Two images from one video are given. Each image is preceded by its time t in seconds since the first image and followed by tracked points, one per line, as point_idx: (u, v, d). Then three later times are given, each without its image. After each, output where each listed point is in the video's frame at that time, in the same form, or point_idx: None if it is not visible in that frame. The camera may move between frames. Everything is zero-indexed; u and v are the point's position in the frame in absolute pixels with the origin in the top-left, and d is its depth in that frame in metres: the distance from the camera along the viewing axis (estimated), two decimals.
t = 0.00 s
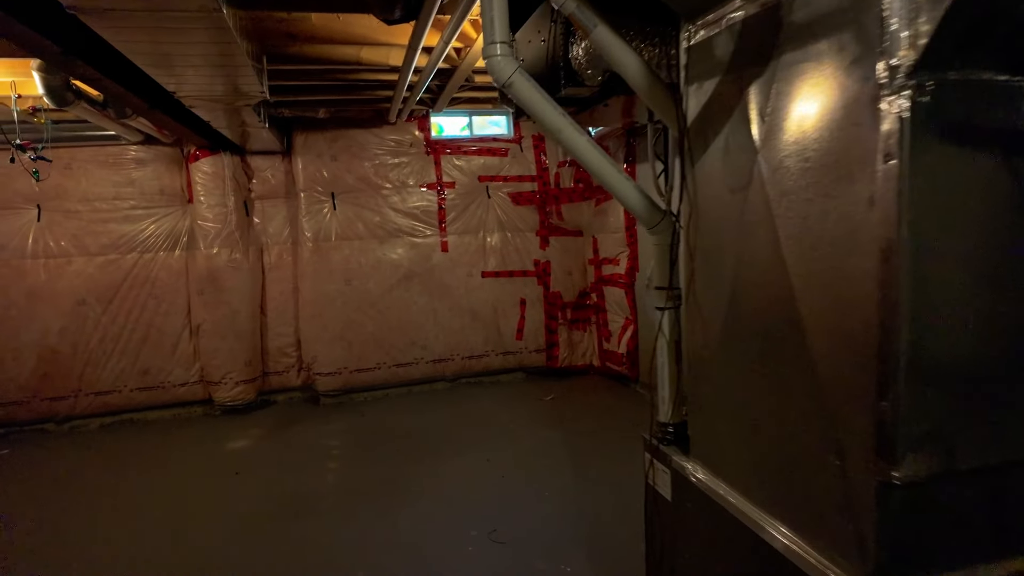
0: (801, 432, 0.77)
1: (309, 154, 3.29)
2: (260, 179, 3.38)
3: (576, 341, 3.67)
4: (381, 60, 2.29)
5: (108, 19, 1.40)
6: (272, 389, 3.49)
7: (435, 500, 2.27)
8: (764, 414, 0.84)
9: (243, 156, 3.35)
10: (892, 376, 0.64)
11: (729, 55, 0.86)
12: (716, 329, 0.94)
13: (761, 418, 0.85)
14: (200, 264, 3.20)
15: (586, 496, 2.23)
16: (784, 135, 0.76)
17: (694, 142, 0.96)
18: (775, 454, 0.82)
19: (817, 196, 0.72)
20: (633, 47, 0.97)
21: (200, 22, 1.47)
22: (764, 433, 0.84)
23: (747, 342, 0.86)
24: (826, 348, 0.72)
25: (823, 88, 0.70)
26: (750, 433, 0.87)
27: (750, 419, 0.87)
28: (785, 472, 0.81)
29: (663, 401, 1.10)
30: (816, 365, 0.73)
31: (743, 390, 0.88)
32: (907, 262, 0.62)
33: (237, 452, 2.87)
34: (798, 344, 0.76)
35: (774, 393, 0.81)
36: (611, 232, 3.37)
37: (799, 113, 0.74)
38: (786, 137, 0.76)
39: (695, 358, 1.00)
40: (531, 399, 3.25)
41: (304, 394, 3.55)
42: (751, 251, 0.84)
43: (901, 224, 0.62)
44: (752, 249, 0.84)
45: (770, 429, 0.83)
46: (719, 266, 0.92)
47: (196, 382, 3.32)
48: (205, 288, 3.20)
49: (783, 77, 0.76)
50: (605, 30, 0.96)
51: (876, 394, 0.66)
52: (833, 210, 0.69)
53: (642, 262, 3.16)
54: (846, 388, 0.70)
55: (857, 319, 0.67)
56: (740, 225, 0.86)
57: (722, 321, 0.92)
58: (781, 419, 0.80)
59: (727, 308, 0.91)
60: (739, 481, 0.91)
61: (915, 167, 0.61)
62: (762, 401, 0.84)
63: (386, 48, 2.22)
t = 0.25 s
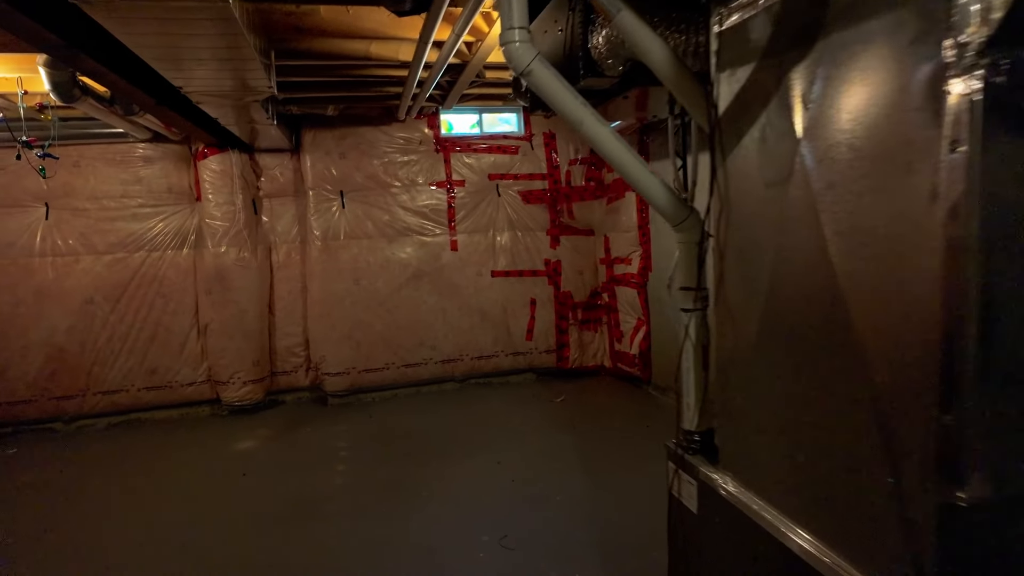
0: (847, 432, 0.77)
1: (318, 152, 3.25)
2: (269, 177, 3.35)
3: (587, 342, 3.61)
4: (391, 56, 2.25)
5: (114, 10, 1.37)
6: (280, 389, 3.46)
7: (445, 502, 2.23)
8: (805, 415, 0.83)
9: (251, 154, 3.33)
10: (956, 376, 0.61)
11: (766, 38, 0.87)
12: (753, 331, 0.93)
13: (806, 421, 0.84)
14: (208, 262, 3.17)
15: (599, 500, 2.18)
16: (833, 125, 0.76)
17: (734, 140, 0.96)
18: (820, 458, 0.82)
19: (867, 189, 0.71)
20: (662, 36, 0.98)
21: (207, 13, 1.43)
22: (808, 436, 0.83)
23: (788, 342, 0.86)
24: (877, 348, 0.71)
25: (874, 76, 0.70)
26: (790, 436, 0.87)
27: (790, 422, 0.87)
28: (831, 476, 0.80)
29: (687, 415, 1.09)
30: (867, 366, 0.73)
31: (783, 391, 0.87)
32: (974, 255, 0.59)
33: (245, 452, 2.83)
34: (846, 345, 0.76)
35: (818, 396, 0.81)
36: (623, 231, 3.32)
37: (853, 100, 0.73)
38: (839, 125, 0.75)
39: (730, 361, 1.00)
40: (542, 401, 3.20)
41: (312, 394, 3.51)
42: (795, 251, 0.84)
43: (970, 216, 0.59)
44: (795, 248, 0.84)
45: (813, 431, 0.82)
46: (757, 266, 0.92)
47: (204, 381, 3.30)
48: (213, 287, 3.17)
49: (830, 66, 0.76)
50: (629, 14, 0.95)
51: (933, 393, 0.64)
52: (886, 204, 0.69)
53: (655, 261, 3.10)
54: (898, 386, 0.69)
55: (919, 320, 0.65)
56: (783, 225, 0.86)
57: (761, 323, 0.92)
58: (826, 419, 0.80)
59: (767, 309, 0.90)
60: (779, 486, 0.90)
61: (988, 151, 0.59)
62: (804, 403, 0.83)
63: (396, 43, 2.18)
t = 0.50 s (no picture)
0: (891, 441, 0.74)
1: (323, 150, 3.21)
2: (274, 175, 3.32)
3: (594, 342, 3.57)
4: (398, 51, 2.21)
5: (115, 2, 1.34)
6: (285, 389, 3.43)
7: (452, 506, 2.19)
8: (842, 424, 0.81)
9: (256, 152, 3.29)
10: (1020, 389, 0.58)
11: (803, 24, 0.84)
12: (785, 336, 0.91)
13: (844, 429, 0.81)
14: (212, 261, 3.14)
15: (609, 504, 2.13)
16: (883, 114, 0.73)
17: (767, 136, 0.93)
18: (859, 467, 0.79)
19: (920, 183, 0.68)
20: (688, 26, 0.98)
21: (211, 5, 1.39)
22: (845, 444, 0.81)
23: (824, 347, 0.83)
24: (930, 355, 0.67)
25: (935, 59, 0.66)
26: (825, 445, 0.84)
27: (826, 430, 0.84)
28: (871, 485, 0.77)
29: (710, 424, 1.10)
30: (915, 373, 0.70)
31: (818, 397, 0.85)
32: None
33: (248, 454, 2.80)
34: (890, 350, 0.73)
35: (857, 403, 0.78)
36: (632, 230, 3.27)
37: (909, 87, 0.69)
38: (891, 113, 0.71)
39: (758, 366, 0.97)
40: (549, 402, 3.15)
41: (316, 395, 3.48)
42: (833, 252, 0.81)
43: None
44: (833, 249, 0.81)
45: (851, 439, 0.80)
46: (789, 268, 0.89)
47: (208, 381, 3.27)
48: (217, 286, 3.14)
49: (879, 51, 0.72)
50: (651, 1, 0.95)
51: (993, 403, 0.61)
52: (942, 201, 0.66)
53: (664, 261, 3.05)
54: (951, 394, 0.66)
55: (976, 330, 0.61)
56: (820, 225, 0.83)
57: (794, 326, 0.89)
58: (867, 427, 0.77)
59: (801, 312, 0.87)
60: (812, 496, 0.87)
61: None
62: (842, 411, 0.81)
63: (403, 37, 2.14)
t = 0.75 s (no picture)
0: (943, 453, 0.70)
1: (326, 147, 3.17)
2: (276, 173, 3.28)
3: (600, 343, 3.51)
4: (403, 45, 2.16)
5: None
6: (287, 390, 3.38)
7: (457, 510, 2.14)
8: (888, 434, 0.78)
9: (258, 149, 3.25)
10: None
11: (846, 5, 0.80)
12: (819, 338, 0.88)
13: (886, 434, 0.78)
14: (213, 260, 3.10)
15: (617, 510, 2.08)
16: (932, 101, 0.69)
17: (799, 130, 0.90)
18: (902, 475, 0.76)
19: (984, 175, 0.64)
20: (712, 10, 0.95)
21: None
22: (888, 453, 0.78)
23: (864, 349, 0.80)
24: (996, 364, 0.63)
25: (991, 40, 0.62)
26: (863, 451, 0.82)
27: (865, 435, 0.81)
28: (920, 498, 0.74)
29: (736, 433, 1.09)
30: (967, 377, 0.67)
31: (856, 402, 0.82)
32: None
33: (249, 455, 2.76)
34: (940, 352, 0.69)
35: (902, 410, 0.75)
36: (639, 230, 3.21)
37: (975, 71, 0.64)
38: (954, 99, 0.66)
39: (789, 369, 0.95)
40: (555, 404, 3.11)
41: (319, 395, 3.43)
42: (878, 251, 0.77)
43: None
44: (876, 247, 0.77)
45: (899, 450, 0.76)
46: (824, 268, 0.86)
47: (209, 382, 3.23)
48: (219, 285, 3.10)
49: (927, 34, 0.69)
50: None
51: None
52: (1008, 198, 0.61)
53: (672, 260, 3.00)
54: (1008, 399, 0.63)
55: None
56: (861, 222, 0.80)
57: (830, 328, 0.86)
58: (915, 436, 0.74)
59: (837, 314, 0.84)
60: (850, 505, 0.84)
61: None
62: (882, 416, 0.78)
63: (408, 30, 2.10)
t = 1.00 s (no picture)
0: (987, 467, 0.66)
1: (326, 145, 3.13)
2: (276, 171, 3.23)
3: (603, 343, 3.47)
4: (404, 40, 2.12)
5: None
6: (286, 390, 3.34)
7: (459, 514, 2.11)
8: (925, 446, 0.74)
9: (257, 146, 3.21)
10: None
11: None
12: (847, 342, 0.85)
13: (920, 442, 0.75)
14: (212, 258, 3.06)
15: (622, 514, 2.04)
16: (978, 95, 0.65)
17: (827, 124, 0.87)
18: (939, 488, 0.72)
19: None
20: None
21: None
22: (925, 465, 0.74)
23: (897, 353, 0.77)
24: None
25: None
26: (895, 461, 0.78)
27: (897, 445, 0.78)
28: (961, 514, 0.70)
29: (755, 441, 1.07)
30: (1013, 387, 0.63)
31: (888, 411, 0.79)
32: None
33: (248, 456, 2.72)
34: (982, 357, 0.66)
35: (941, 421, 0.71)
36: (643, 228, 3.17)
37: None
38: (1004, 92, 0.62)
39: (813, 375, 0.91)
40: (558, 405, 3.07)
41: (319, 396, 3.39)
42: (916, 253, 0.73)
43: None
44: (915, 249, 0.73)
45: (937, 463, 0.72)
46: (853, 269, 0.83)
47: (207, 382, 3.19)
48: (218, 284, 3.06)
49: (972, 23, 0.65)
50: None
51: None
52: None
53: (676, 259, 2.96)
54: None
55: None
56: (895, 221, 0.76)
57: (860, 331, 0.83)
58: (956, 450, 0.70)
59: (868, 317, 0.81)
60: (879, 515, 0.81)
61: None
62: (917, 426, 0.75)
63: (409, 24, 2.06)
